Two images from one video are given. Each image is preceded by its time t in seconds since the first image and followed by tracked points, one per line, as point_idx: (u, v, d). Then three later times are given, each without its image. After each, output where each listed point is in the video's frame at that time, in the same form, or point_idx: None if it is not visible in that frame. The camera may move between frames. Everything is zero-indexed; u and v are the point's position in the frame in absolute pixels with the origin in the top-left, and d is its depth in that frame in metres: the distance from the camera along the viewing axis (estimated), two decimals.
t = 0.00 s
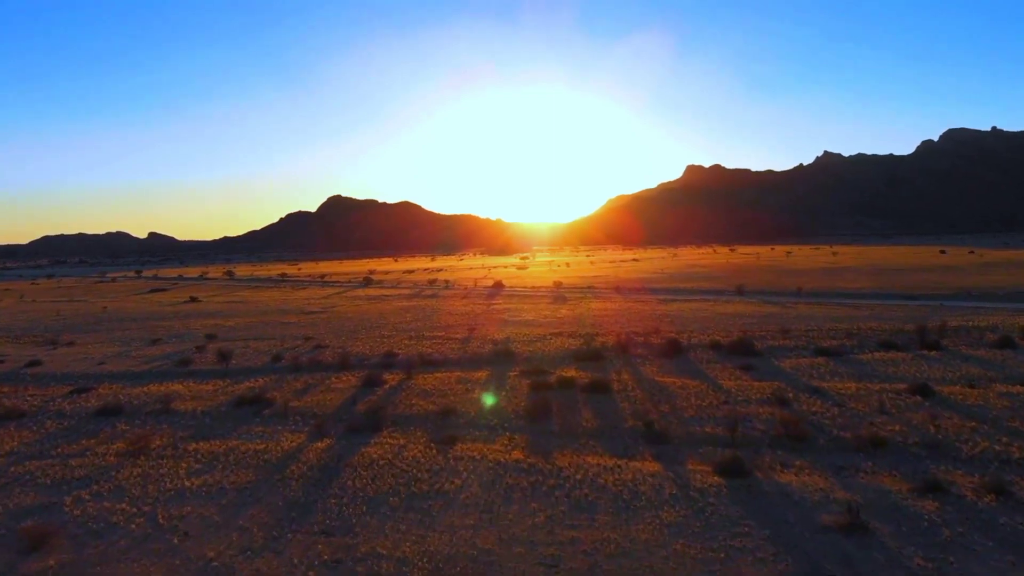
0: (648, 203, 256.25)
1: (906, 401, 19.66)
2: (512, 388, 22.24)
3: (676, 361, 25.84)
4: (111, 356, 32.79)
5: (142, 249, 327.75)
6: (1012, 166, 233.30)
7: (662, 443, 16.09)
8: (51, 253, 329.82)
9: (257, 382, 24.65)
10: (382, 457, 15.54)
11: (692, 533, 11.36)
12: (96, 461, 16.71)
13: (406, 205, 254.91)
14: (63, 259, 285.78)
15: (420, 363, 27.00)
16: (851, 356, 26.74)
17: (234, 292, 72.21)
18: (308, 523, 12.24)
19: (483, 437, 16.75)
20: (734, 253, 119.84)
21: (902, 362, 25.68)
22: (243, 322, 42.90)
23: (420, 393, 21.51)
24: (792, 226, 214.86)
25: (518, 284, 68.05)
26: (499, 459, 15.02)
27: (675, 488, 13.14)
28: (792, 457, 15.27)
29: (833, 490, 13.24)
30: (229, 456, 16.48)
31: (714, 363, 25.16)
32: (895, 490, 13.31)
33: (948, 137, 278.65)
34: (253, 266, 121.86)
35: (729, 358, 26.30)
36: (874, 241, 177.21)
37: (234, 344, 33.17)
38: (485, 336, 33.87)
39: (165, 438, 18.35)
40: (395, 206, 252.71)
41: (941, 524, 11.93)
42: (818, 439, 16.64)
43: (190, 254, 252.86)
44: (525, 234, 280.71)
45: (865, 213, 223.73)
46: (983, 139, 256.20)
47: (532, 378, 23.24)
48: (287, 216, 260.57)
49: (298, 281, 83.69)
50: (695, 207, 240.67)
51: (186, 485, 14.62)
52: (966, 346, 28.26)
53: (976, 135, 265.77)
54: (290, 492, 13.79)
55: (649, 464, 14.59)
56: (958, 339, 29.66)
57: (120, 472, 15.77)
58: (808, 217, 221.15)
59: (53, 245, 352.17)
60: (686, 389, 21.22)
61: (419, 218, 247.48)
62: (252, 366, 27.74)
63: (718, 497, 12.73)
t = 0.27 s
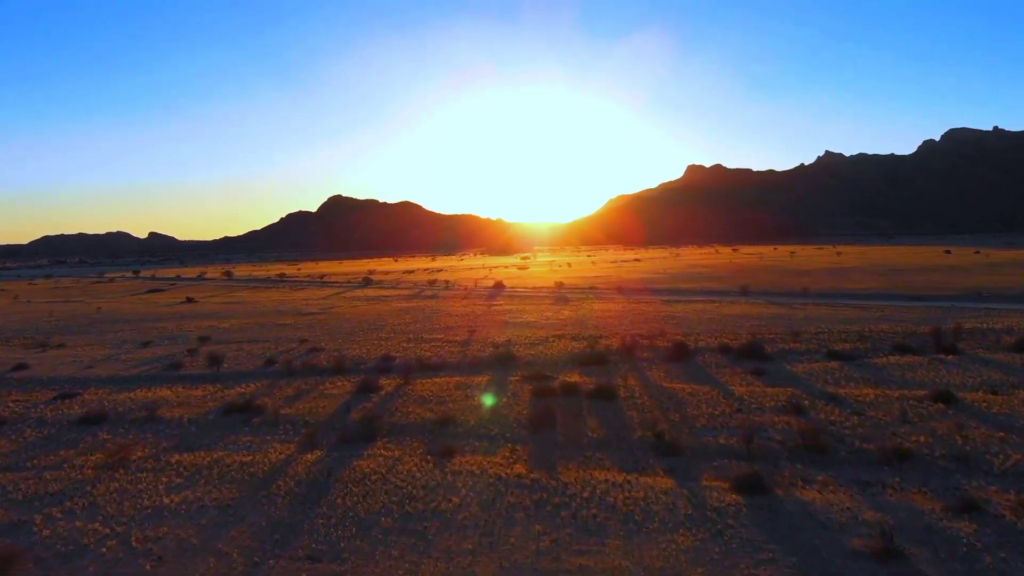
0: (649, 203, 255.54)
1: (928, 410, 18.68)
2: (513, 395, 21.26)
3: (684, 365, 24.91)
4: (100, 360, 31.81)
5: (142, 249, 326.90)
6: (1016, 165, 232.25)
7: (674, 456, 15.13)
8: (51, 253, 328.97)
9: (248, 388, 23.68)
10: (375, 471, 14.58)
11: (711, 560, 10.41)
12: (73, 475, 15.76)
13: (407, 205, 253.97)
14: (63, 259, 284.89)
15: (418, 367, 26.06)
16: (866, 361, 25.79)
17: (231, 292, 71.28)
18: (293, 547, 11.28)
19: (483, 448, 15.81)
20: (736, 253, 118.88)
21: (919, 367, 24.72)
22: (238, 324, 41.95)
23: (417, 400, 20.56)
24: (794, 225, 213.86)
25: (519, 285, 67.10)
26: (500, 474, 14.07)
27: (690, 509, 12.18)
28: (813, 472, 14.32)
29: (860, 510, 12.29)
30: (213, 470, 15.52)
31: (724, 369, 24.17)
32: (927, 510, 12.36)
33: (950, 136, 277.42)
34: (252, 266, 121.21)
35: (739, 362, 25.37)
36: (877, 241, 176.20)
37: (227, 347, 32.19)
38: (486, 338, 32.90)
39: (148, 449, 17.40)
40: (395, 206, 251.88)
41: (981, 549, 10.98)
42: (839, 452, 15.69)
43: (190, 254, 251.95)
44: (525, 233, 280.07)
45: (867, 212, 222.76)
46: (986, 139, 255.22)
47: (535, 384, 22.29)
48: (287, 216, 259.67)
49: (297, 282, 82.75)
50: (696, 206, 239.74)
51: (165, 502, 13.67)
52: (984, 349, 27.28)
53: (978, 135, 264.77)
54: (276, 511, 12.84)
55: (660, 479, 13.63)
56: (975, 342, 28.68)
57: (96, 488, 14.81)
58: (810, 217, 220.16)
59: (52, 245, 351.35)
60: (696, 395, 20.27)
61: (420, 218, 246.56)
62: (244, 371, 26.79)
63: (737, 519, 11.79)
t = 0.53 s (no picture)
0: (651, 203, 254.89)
1: (955, 422, 17.66)
2: (516, 401, 20.26)
3: (693, 371, 23.93)
4: (88, 364, 30.81)
5: (142, 249, 326.04)
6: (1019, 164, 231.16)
7: (688, 471, 14.14)
8: (51, 253, 328.19)
9: (238, 395, 22.69)
10: (366, 488, 13.58)
11: None
12: (45, 492, 14.78)
13: (408, 205, 252.98)
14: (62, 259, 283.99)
15: (416, 372, 25.07)
16: (882, 366, 24.79)
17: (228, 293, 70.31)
18: None
19: (483, 463, 14.81)
20: (739, 253, 117.88)
21: (938, 373, 23.74)
22: (233, 326, 40.96)
23: (414, 408, 19.58)
24: (796, 224, 212.76)
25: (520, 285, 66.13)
26: (502, 491, 13.07)
27: (709, 533, 11.18)
28: (838, 492, 13.33)
29: (895, 537, 11.28)
30: (194, 487, 14.52)
31: (735, 374, 23.16)
32: (969, 537, 11.34)
33: (953, 136, 276.21)
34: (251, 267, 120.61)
35: (750, 367, 24.38)
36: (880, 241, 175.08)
37: (219, 350, 31.19)
38: (487, 341, 31.89)
39: (128, 463, 16.40)
40: (396, 206, 251.04)
41: None
42: (864, 468, 14.71)
43: (190, 254, 251.08)
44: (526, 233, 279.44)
45: (870, 212, 221.65)
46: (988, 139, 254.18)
47: (538, 390, 21.30)
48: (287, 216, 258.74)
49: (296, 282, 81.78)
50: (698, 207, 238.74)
51: (139, 524, 12.68)
52: (1004, 354, 26.25)
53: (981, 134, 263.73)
54: (257, 534, 11.85)
55: (675, 499, 12.62)
56: (995, 346, 27.63)
57: (69, 507, 13.83)
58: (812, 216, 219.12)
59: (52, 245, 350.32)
60: (708, 404, 19.28)
61: (420, 218, 245.59)
62: (235, 376, 25.81)
63: (761, 545, 10.79)
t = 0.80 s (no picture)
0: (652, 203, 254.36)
1: (984, 433, 16.66)
2: (518, 409, 19.24)
3: (703, 377, 22.88)
4: (75, 368, 29.80)
5: (143, 249, 325.27)
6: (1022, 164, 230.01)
7: (704, 490, 13.11)
8: (50, 253, 327.18)
9: (227, 403, 21.67)
10: (355, 508, 12.57)
11: None
12: (12, 510, 13.78)
13: (408, 205, 252.03)
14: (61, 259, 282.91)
15: (413, 377, 24.03)
16: (900, 372, 23.75)
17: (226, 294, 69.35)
18: None
19: (483, 480, 13.77)
20: (742, 254, 116.80)
21: (959, 379, 22.69)
22: (227, 329, 39.93)
23: (410, 418, 18.54)
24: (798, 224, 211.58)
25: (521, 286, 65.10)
26: (503, 513, 12.07)
27: (731, 563, 10.18)
28: (867, 514, 12.30)
29: (936, 566, 10.30)
30: (172, 506, 13.52)
31: (747, 381, 22.15)
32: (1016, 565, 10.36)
33: (955, 136, 275.09)
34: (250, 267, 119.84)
35: (763, 373, 23.34)
36: (883, 241, 173.99)
37: (210, 354, 30.17)
38: (488, 344, 30.88)
39: (104, 478, 15.40)
40: (396, 207, 250.13)
41: None
42: (893, 487, 13.66)
43: (189, 254, 250.16)
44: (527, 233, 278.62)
45: (872, 211, 220.56)
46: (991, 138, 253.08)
47: (540, 398, 20.26)
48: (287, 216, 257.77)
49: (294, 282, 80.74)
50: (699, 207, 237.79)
51: (108, 549, 11.68)
52: None
53: (984, 134, 262.63)
54: (235, 561, 10.85)
55: (692, 522, 11.63)
56: (1016, 350, 26.61)
57: (35, 528, 12.84)
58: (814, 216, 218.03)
59: (51, 245, 349.27)
60: (721, 413, 18.25)
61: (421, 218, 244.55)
62: (225, 382, 24.78)
63: None
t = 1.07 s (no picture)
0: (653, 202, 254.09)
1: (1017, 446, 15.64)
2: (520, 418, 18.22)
3: (714, 383, 21.87)
4: (62, 373, 28.81)
5: (143, 249, 324.48)
6: None
7: (723, 512, 12.12)
8: (50, 252, 326.44)
9: (215, 411, 20.67)
10: (344, 533, 11.57)
11: None
12: None
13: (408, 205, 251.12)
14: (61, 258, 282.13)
15: (410, 383, 23.00)
16: (919, 379, 22.72)
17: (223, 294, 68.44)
18: None
19: (483, 500, 12.77)
20: (745, 254, 115.65)
21: (981, 386, 21.66)
22: (221, 331, 38.92)
23: (405, 427, 17.52)
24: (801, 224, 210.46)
25: (523, 286, 64.07)
26: (505, 539, 11.07)
27: None
28: (901, 540, 11.31)
29: None
30: (147, 528, 12.53)
31: (760, 389, 21.12)
32: None
33: (957, 135, 274.23)
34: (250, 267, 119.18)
35: (776, 380, 22.33)
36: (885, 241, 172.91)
37: (201, 359, 29.18)
38: (488, 348, 29.86)
39: (79, 497, 14.41)
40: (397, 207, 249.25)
41: None
42: (925, 508, 12.68)
43: (189, 254, 249.34)
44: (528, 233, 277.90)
45: (875, 211, 219.43)
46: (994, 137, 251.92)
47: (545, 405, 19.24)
48: (287, 216, 256.63)
49: (293, 283, 79.71)
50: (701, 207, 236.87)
51: None
52: None
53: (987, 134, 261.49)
54: None
55: (711, 549, 10.64)
56: None
57: None
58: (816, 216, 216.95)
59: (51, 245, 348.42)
60: (735, 424, 17.25)
61: (421, 217, 243.47)
62: (214, 388, 23.77)
63: None
